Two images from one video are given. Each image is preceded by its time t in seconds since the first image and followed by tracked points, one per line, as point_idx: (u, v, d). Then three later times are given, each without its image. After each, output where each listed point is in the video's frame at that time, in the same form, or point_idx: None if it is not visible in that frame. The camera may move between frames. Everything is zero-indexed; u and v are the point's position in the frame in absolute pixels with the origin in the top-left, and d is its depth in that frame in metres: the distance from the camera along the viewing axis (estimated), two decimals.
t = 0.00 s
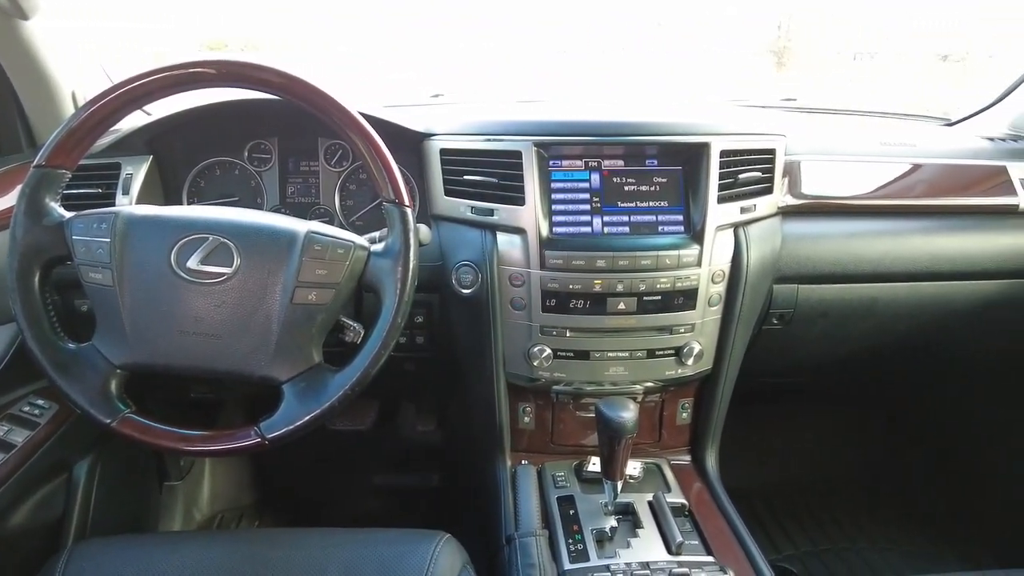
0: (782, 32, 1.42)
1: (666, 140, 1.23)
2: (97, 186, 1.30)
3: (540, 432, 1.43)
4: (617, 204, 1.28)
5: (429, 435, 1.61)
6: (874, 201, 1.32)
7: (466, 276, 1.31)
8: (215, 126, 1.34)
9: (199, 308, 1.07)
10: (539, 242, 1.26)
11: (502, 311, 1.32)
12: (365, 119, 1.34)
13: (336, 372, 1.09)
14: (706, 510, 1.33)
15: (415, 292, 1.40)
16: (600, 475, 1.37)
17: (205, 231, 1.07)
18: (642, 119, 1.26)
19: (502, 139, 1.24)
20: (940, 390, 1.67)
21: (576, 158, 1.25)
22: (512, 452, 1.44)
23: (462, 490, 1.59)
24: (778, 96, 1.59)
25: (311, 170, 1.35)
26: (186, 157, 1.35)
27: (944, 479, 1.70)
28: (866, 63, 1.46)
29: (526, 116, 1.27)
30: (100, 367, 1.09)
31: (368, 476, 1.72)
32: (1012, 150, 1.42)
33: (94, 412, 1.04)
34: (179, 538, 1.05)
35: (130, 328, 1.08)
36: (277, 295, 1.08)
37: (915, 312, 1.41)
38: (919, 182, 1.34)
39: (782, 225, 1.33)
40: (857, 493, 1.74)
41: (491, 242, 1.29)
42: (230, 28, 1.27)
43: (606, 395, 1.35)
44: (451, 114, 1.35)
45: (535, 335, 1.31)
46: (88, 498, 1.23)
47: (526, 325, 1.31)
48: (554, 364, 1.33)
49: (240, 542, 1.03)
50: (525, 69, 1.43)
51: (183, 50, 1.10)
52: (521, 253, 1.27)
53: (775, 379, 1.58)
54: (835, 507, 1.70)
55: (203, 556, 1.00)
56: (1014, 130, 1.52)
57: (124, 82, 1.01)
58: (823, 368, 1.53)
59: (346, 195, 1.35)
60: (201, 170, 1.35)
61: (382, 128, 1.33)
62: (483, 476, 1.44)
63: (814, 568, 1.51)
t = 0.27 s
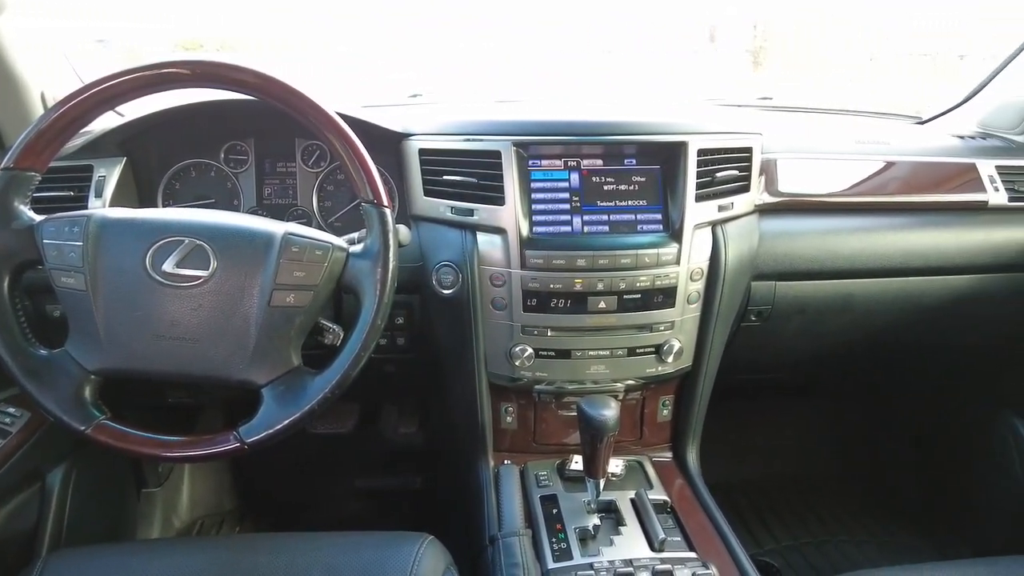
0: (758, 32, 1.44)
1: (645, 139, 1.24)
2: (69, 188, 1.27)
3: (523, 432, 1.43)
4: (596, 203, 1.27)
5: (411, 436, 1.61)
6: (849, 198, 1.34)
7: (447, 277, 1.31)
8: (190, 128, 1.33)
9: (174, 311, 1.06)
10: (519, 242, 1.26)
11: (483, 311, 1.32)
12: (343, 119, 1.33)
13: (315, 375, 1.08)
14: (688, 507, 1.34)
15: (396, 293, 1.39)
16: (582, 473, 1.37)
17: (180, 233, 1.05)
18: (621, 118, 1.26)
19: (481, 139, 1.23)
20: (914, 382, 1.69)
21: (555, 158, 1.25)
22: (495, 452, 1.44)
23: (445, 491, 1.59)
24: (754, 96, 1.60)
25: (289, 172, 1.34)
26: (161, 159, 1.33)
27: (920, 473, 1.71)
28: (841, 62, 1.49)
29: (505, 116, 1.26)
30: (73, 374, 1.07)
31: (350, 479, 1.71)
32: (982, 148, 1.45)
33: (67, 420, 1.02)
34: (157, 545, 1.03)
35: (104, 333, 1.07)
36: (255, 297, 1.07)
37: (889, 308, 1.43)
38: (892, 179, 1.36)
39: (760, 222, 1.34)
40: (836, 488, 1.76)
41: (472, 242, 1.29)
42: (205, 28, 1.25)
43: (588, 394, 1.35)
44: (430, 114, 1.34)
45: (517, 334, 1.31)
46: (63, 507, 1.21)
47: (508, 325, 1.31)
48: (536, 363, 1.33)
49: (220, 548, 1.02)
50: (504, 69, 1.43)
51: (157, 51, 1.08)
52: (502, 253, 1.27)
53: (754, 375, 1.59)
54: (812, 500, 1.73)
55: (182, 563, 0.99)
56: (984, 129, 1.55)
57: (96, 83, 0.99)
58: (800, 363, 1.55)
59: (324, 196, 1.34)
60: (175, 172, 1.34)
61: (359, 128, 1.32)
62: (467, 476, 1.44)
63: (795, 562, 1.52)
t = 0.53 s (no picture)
0: (735, 33, 1.45)
1: (623, 138, 1.23)
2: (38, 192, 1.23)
3: (505, 432, 1.43)
4: (575, 202, 1.27)
5: (392, 438, 1.61)
6: (824, 195, 1.36)
7: (426, 277, 1.30)
8: (163, 128, 1.31)
9: (148, 315, 1.04)
10: (499, 242, 1.26)
11: (463, 310, 1.31)
12: (320, 119, 1.32)
13: (294, 378, 1.07)
14: (669, 504, 1.34)
15: (375, 294, 1.39)
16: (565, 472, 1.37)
17: (154, 236, 1.03)
18: (599, 117, 1.25)
19: (460, 138, 1.23)
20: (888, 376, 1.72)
21: (534, 157, 1.24)
22: (476, 453, 1.44)
23: (427, 492, 1.59)
24: (731, 95, 1.63)
25: (265, 173, 1.32)
26: (134, 160, 1.31)
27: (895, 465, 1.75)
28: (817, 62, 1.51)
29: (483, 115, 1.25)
30: (44, 380, 1.05)
31: (332, 482, 1.70)
32: (953, 145, 1.48)
33: (38, 427, 1.01)
34: (134, 553, 1.01)
35: (76, 338, 1.04)
36: (231, 300, 1.05)
37: (863, 305, 1.46)
38: (867, 176, 1.38)
39: (737, 220, 1.35)
40: (813, 481, 1.79)
41: (451, 243, 1.28)
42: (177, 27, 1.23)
43: (569, 393, 1.35)
44: (408, 113, 1.33)
45: (497, 334, 1.31)
46: (36, 517, 1.18)
47: (488, 325, 1.31)
48: (517, 363, 1.32)
49: (197, 556, 1.00)
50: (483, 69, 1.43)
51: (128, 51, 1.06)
52: (481, 253, 1.27)
53: (732, 371, 1.61)
54: (790, 494, 1.75)
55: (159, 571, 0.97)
56: (953, 126, 1.60)
57: (64, 83, 0.97)
58: (777, 359, 1.57)
59: (301, 197, 1.32)
60: (149, 174, 1.32)
61: (336, 129, 1.31)
62: (448, 476, 1.44)
63: (775, 555, 1.54)
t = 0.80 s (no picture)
0: (711, 33, 1.47)
1: (601, 138, 1.23)
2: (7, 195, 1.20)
3: (487, 432, 1.43)
4: (555, 202, 1.27)
5: (374, 440, 1.60)
6: (799, 193, 1.38)
7: (406, 278, 1.30)
8: (135, 130, 1.28)
9: (122, 320, 1.02)
10: (478, 242, 1.25)
11: (444, 311, 1.31)
12: (296, 119, 1.30)
13: (271, 382, 1.06)
14: (652, 501, 1.35)
15: (354, 296, 1.39)
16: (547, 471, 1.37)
17: (127, 239, 1.01)
18: (577, 116, 1.25)
19: (438, 138, 1.22)
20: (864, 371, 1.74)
21: (512, 157, 1.24)
22: (458, 454, 1.43)
23: (410, 493, 1.59)
24: (708, 94, 1.65)
25: (241, 174, 1.31)
26: (106, 162, 1.29)
27: (872, 459, 1.80)
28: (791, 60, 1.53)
29: (460, 115, 1.25)
30: (14, 388, 1.02)
31: (312, 486, 1.68)
32: (924, 143, 1.52)
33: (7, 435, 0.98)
34: (112, 562, 0.99)
35: (47, 345, 1.02)
36: (206, 304, 1.04)
37: (840, 300, 1.47)
38: (841, 174, 1.41)
39: (714, 218, 1.37)
40: (792, 476, 1.82)
41: (431, 243, 1.28)
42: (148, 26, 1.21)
43: (551, 392, 1.35)
44: (385, 113, 1.32)
45: (478, 334, 1.31)
46: (8, 528, 1.15)
47: (468, 325, 1.31)
48: (498, 363, 1.32)
49: (176, 564, 0.98)
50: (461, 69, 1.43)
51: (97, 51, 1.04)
52: (461, 253, 1.26)
53: (712, 368, 1.63)
54: (770, 489, 1.78)
55: None
56: (924, 125, 1.64)
57: (32, 84, 0.95)
58: (756, 355, 1.59)
59: (278, 199, 1.31)
60: (122, 176, 1.30)
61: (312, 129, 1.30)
62: (431, 478, 1.44)
63: (756, 550, 1.58)
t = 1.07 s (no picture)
0: (688, 33, 1.49)
1: (579, 138, 1.23)
2: None
3: (468, 433, 1.42)
4: (534, 202, 1.27)
5: (355, 443, 1.59)
6: (775, 191, 1.40)
7: (385, 279, 1.30)
8: (107, 131, 1.26)
9: (96, 324, 1.00)
10: (458, 242, 1.25)
11: (424, 312, 1.30)
12: (272, 120, 1.29)
13: (250, 385, 1.05)
14: (633, 498, 1.36)
15: (333, 298, 1.39)
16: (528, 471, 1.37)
17: (99, 242, 1.00)
18: (555, 116, 1.25)
19: (416, 138, 1.21)
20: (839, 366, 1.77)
21: (491, 157, 1.24)
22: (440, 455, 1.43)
23: (392, 495, 1.58)
24: (685, 93, 1.67)
25: (217, 176, 1.29)
26: (77, 164, 1.26)
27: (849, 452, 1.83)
28: (764, 60, 1.55)
29: (438, 115, 1.24)
30: None
31: (293, 491, 1.66)
32: (896, 141, 1.55)
33: None
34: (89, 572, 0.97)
35: (17, 352, 1.00)
36: (182, 307, 1.02)
37: (815, 297, 1.50)
38: (817, 171, 1.43)
39: (691, 217, 1.38)
40: (772, 472, 1.85)
41: (410, 244, 1.27)
42: (118, 25, 1.19)
43: (532, 391, 1.35)
44: (362, 113, 1.31)
45: (459, 334, 1.30)
46: None
47: (449, 325, 1.30)
48: (480, 363, 1.32)
49: (154, 572, 0.97)
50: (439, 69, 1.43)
51: (66, 50, 1.02)
52: (441, 254, 1.26)
53: (691, 365, 1.64)
54: (750, 484, 1.80)
55: None
56: (896, 124, 1.68)
57: None
58: (734, 352, 1.61)
59: (254, 200, 1.29)
60: (94, 178, 1.27)
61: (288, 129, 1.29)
62: (412, 479, 1.44)
63: (737, 544, 1.60)
